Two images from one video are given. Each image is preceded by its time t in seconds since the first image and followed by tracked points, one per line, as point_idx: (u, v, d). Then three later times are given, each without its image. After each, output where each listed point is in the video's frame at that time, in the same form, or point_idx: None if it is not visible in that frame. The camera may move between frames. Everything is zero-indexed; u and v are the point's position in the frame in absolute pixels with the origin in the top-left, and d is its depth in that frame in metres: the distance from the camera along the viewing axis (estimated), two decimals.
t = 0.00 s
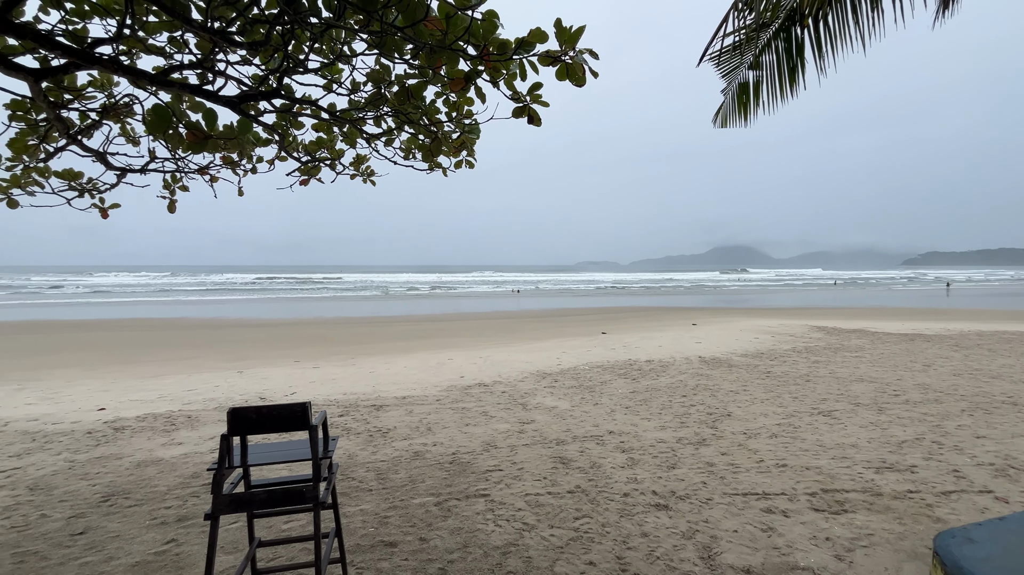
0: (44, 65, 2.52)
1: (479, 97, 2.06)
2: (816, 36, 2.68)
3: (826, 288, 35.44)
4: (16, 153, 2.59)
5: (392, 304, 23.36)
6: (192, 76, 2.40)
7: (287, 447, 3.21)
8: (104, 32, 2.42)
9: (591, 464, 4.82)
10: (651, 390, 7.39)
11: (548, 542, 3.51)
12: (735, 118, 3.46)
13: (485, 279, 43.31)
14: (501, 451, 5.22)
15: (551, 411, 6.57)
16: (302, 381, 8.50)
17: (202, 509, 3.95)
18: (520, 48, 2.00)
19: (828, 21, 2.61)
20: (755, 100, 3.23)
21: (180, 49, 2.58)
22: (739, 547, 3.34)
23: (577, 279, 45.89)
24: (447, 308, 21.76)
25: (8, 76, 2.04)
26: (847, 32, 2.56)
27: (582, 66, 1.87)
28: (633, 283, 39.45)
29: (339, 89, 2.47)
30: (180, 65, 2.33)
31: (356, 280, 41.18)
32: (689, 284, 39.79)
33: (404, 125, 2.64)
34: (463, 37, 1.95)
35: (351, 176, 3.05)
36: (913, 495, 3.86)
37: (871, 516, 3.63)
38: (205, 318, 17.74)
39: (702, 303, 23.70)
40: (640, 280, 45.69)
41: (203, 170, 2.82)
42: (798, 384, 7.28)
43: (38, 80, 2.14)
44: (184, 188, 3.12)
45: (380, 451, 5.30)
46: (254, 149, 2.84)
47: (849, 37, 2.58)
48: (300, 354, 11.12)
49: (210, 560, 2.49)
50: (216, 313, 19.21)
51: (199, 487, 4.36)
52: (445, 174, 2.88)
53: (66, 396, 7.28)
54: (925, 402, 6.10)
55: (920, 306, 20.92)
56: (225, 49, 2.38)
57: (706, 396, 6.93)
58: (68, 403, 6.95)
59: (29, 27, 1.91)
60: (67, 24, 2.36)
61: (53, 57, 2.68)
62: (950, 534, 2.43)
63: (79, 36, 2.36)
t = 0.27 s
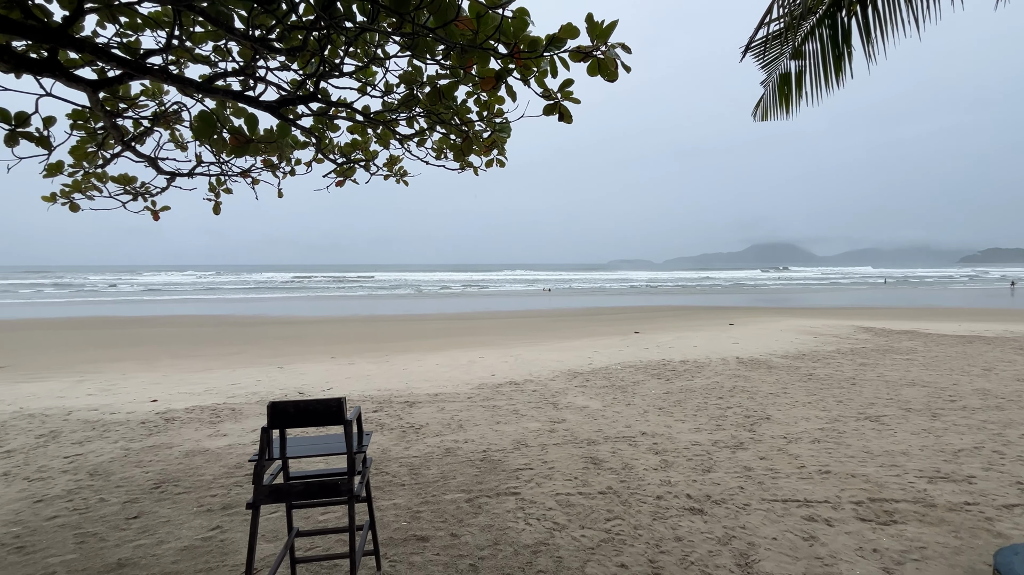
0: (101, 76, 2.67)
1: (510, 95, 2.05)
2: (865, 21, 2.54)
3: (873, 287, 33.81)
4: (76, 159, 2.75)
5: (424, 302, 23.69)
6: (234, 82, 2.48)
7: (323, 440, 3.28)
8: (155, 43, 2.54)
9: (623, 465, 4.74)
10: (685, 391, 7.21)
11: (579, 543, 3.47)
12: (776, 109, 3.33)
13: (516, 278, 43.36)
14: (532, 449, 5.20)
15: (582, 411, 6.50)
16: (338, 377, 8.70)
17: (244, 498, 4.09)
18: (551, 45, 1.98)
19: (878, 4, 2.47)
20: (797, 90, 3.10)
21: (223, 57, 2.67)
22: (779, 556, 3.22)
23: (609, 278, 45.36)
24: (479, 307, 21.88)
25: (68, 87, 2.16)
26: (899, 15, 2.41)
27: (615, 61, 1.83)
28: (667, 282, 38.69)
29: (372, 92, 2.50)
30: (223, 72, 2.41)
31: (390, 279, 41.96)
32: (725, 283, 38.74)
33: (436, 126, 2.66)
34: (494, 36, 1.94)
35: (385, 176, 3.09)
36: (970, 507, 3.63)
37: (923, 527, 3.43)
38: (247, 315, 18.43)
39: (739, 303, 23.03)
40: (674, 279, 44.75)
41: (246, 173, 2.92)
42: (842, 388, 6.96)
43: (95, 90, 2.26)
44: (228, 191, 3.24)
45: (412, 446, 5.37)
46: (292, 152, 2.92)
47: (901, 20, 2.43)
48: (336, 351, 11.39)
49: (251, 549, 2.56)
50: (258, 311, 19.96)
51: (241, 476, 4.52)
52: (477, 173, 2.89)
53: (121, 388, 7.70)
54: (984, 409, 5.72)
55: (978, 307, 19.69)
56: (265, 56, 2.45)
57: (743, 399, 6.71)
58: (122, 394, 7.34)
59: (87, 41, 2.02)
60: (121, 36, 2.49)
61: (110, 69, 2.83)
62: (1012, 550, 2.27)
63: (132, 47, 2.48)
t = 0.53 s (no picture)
0: (154, 85, 2.81)
1: (541, 94, 2.05)
2: (916, 7, 2.40)
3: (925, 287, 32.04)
4: (132, 165, 2.92)
5: (456, 301, 23.94)
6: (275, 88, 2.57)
7: (358, 434, 3.36)
8: (202, 53, 2.66)
9: (656, 467, 4.66)
10: (721, 393, 7.04)
11: (610, 544, 3.44)
12: (819, 100, 3.20)
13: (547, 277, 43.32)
14: (563, 449, 5.18)
15: (615, 411, 6.43)
16: (373, 374, 8.89)
17: (284, 489, 4.23)
18: (583, 42, 1.96)
19: None
20: (841, 80, 2.97)
21: (265, 64, 2.78)
22: (820, 566, 3.10)
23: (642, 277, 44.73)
24: (510, 306, 21.96)
25: (124, 97, 2.29)
26: None
27: (648, 56, 1.79)
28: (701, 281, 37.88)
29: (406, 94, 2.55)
30: (265, 78, 2.50)
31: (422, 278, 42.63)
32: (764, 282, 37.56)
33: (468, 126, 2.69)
34: (525, 35, 1.94)
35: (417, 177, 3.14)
36: None
37: (980, 543, 3.24)
38: (287, 313, 19.08)
39: (778, 303, 22.29)
40: (710, 279, 43.63)
41: (286, 175, 3.03)
42: (890, 393, 6.65)
43: (148, 99, 2.38)
44: (269, 193, 3.37)
45: (445, 443, 5.43)
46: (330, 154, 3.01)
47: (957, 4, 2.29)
48: (371, 349, 11.65)
49: (289, 538, 2.64)
50: (298, 309, 20.63)
51: (282, 468, 4.68)
52: (508, 173, 2.90)
53: (171, 381, 8.10)
54: None
55: None
56: (304, 62, 2.53)
57: (783, 402, 6.49)
58: (171, 387, 7.72)
59: (142, 53, 2.14)
60: (172, 47, 2.62)
61: (161, 78, 2.99)
62: None
63: (182, 57, 2.61)
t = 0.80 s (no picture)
0: (199, 93, 2.95)
1: (572, 92, 2.05)
2: None
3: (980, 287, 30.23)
4: (179, 169, 3.07)
5: (486, 300, 24.08)
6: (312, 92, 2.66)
7: (392, 429, 3.43)
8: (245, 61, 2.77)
9: (689, 470, 4.58)
10: (757, 396, 6.85)
11: (641, 547, 3.40)
12: (864, 92, 3.07)
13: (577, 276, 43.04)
14: (593, 449, 5.15)
15: (646, 412, 6.35)
16: (404, 371, 9.05)
17: (320, 481, 4.37)
18: (614, 39, 1.95)
19: None
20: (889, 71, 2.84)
21: (302, 69, 2.87)
22: None
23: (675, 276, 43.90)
24: (540, 305, 21.93)
25: (173, 104, 2.42)
26: None
27: (682, 51, 1.77)
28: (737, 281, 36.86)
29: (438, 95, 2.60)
30: (302, 83, 2.59)
31: (453, 276, 43.04)
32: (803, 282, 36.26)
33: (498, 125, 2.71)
34: (556, 33, 1.94)
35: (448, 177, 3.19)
36: None
37: None
38: (323, 311, 19.62)
39: (819, 303, 21.48)
40: (747, 278, 42.37)
41: (323, 177, 3.13)
42: (941, 399, 6.32)
43: (195, 106, 2.50)
44: (306, 195, 3.48)
45: (475, 441, 5.48)
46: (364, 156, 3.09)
47: None
48: (403, 346, 11.85)
49: (325, 529, 2.73)
50: (333, 307, 21.19)
51: (318, 461, 4.83)
52: (538, 171, 2.91)
53: (215, 375, 8.46)
54: None
55: None
56: (339, 66, 2.61)
57: (823, 406, 6.27)
58: (214, 380, 8.06)
59: (189, 62, 2.25)
60: (216, 56, 2.74)
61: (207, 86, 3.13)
62: None
63: (225, 65, 2.73)
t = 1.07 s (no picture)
0: (240, 98, 3.07)
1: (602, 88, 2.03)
2: None
3: None
4: (221, 171, 3.20)
5: (515, 298, 24.12)
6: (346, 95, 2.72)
7: (423, 425, 3.49)
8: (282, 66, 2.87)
9: (722, 473, 4.49)
10: (794, 398, 6.64)
11: (672, 549, 3.36)
12: (911, 81, 2.93)
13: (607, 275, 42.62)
14: (622, 450, 5.10)
15: (677, 413, 6.25)
16: (434, 368, 9.17)
17: (353, 474, 4.48)
18: (646, 33, 1.93)
19: None
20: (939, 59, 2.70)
21: (337, 72, 2.94)
22: None
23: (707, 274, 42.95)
24: (568, 303, 21.83)
25: (216, 110, 2.52)
26: None
27: (716, 44, 1.74)
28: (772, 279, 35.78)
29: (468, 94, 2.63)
30: (337, 86, 2.66)
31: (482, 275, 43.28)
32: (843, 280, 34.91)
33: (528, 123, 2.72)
34: (586, 29, 1.94)
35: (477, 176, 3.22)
36: None
37: None
38: (355, 308, 20.06)
39: (861, 303, 20.64)
40: (784, 276, 40.97)
41: (356, 178, 3.20)
42: (994, 405, 5.99)
43: (237, 111, 2.61)
44: (340, 195, 3.57)
45: (503, 438, 5.51)
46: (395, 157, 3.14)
47: None
48: (432, 344, 12.00)
49: (359, 520, 2.80)
50: (365, 304, 21.65)
51: (351, 454, 4.95)
52: (567, 169, 2.90)
53: (253, 369, 8.77)
54: None
55: None
56: (372, 69, 2.67)
57: (865, 410, 6.03)
58: (253, 375, 8.36)
59: (231, 69, 2.34)
60: (256, 62, 2.84)
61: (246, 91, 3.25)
62: None
63: (264, 71, 2.83)
